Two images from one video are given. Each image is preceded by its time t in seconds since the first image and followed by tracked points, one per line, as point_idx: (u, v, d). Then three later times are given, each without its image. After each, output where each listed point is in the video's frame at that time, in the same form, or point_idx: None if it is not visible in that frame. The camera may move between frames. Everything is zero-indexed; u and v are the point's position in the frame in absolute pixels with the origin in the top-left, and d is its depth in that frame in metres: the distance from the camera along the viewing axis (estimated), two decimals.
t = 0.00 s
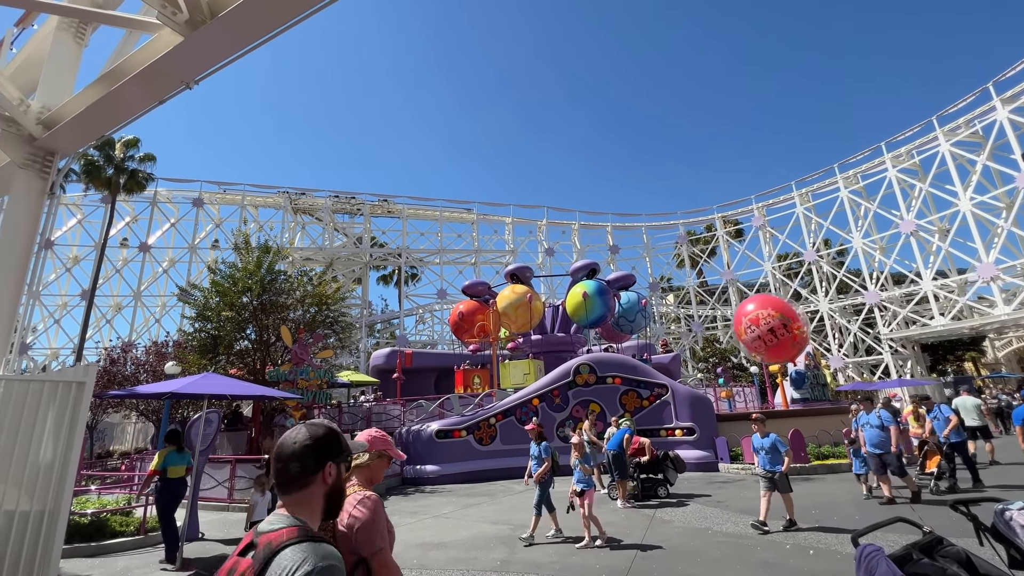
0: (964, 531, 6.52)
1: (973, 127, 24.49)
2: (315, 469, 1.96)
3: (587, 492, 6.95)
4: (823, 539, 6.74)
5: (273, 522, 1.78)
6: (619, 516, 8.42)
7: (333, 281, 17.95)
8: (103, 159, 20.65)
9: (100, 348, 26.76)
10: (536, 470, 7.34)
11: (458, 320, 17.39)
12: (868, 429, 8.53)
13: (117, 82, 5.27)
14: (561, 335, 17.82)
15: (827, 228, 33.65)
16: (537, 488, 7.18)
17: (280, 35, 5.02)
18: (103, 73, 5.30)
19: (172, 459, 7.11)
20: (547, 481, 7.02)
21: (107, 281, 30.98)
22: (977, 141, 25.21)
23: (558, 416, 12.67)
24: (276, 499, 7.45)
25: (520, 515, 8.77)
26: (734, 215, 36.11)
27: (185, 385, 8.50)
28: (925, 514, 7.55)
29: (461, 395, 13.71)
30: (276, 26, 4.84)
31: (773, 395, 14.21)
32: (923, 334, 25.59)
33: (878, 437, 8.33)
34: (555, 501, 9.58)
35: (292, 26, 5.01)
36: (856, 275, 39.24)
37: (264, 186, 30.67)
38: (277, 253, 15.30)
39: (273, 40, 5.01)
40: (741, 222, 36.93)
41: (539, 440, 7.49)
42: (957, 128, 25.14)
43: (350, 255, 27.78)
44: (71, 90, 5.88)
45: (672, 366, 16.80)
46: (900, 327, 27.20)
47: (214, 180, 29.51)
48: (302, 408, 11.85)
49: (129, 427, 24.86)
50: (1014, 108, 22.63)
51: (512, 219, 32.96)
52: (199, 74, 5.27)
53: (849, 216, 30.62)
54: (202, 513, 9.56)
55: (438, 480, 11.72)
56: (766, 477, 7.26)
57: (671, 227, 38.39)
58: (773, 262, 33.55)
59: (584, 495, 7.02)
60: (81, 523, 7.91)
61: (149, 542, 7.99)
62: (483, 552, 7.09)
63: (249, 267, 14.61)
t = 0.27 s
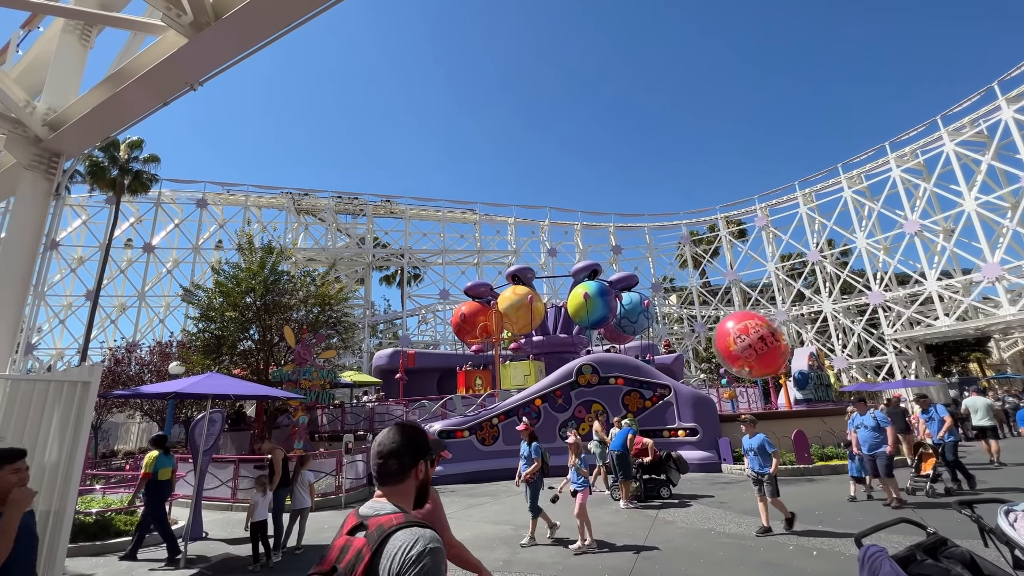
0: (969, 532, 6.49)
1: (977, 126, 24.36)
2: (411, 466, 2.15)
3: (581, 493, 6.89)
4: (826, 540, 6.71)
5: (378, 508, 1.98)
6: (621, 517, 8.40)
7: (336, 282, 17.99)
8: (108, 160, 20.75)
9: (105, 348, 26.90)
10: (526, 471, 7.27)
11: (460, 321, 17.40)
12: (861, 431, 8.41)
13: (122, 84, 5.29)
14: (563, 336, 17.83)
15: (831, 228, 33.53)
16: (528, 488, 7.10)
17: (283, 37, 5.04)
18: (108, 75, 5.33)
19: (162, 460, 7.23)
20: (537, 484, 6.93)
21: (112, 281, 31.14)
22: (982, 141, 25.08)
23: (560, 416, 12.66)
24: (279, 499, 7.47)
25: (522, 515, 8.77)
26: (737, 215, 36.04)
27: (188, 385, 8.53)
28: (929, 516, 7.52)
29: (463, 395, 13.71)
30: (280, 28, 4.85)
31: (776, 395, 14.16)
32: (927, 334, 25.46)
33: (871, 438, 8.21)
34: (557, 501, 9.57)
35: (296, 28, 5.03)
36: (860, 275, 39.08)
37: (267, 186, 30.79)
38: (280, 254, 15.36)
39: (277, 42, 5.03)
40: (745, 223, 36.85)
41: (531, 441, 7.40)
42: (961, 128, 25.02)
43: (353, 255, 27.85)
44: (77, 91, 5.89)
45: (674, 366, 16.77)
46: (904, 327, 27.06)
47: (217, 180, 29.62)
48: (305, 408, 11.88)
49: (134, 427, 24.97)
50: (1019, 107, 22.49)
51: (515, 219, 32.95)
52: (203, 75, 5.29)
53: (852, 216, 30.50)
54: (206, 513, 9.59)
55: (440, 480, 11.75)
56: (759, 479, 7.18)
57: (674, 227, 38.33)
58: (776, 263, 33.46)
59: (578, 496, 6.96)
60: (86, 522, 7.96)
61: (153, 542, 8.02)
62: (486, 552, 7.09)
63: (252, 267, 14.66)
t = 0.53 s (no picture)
0: (969, 533, 6.48)
1: (980, 126, 24.29)
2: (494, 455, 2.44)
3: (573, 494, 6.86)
4: (827, 540, 6.71)
5: (468, 490, 2.26)
6: (622, 517, 8.40)
7: (337, 281, 18.00)
8: (110, 159, 20.78)
9: (107, 347, 26.97)
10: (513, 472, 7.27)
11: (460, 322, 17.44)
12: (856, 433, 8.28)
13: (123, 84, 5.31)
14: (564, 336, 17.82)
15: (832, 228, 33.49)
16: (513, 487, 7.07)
17: (284, 38, 5.06)
18: (110, 75, 5.34)
19: (146, 456, 7.40)
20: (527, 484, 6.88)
21: (114, 281, 31.20)
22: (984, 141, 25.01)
23: (561, 416, 12.67)
24: (280, 498, 7.48)
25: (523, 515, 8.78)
26: (738, 216, 36.02)
27: (190, 384, 8.55)
28: (929, 517, 7.49)
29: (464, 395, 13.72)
30: (281, 28, 4.87)
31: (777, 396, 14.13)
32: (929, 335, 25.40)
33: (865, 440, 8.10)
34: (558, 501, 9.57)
35: (298, 28, 5.04)
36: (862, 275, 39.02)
37: (268, 186, 30.82)
38: (282, 254, 15.39)
39: (278, 42, 5.04)
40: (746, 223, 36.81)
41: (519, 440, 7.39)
42: (964, 128, 24.95)
43: (354, 255, 27.89)
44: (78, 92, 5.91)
45: (675, 367, 16.75)
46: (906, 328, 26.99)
47: (219, 180, 29.65)
48: (306, 408, 11.89)
49: (135, 426, 25.02)
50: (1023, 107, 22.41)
51: (516, 219, 32.94)
52: (205, 75, 5.30)
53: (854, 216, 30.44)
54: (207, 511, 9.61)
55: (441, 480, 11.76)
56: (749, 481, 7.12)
57: (675, 227, 38.32)
58: (778, 263, 33.41)
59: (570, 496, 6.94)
60: (87, 520, 7.98)
61: (153, 540, 8.04)
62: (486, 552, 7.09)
63: (254, 266, 14.67)
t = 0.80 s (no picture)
0: (967, 533, 6.49)
1: (980, 127, 24.28)
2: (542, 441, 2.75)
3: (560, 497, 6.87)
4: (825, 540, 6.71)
5: (520, 473, 2.58)
6: (621, 517, 8.40)
7: (338, 280, 18.01)
8: (111, 158, 20.77)
9: (107, 345, 26.97)
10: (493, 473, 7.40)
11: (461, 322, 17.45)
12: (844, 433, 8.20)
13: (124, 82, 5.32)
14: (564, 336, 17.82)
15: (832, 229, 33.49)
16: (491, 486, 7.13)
17: (285, 38, 5.07)
18: (111, 73, 5.35)
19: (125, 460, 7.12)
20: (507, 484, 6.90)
21: (114, 279, 31.21)
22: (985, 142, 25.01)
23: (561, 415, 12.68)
24: (280, 496, 7.49)
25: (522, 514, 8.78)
26: (738, 216, 36.03)
27: (190, 382, 8.55)
28: (927, 517, 7.49)
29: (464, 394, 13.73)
30: (281, 28, 4.89)
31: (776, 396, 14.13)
32: (929, 335, 25.41)
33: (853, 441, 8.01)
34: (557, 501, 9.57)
35: (299, 28, 5.06)
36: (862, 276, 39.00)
37: (269, 185, 30.81)
38: (282, 252, 15.40)
39: (279, 41, 5.05)
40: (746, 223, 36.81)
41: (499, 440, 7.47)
42: (964, 129, 24.93)
43: (354, 254, 27.92)
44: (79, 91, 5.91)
45: (675, 367, 16.75)
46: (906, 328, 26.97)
47: (219, 179, 29.63)
48: (305, 407, 11.88)
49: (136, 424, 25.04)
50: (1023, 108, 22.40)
51: (516, 219, 32.93)
52: (205, 74, 5.30)
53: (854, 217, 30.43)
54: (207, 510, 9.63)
55: (441, 479, 11.78)
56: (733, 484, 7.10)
57: (676, 228, 38.32)
58: (778, 263, 33.38)
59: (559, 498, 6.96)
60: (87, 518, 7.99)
61: (153, 538, 8.05)
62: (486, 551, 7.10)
63: (254, 265, 14.67)
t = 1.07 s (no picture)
0: (964, 534, 6.50)
1: (979, 129, 24.33)
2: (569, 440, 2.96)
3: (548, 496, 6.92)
4: (823, 540, 6.72)
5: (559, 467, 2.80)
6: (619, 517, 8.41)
7: (337, 280, 18.01)
8: (109, 156, 20.72)
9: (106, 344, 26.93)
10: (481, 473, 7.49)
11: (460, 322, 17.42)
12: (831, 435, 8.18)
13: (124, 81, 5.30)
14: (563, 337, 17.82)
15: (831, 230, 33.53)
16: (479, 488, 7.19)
17: (285, 38, 5.06)
18: (110, 72, 5.33)
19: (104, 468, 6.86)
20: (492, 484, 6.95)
21: (113, 278, 31.17)
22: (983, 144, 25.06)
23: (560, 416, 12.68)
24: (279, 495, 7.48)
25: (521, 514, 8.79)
26: (737, 217, 36.07)
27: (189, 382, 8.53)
28: (925, 518, 7.50)
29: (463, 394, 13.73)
30: (283, 28, 4.89)
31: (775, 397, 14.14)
32: (927, 337, 25.44)
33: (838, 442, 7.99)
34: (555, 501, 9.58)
35: (301, 27, 5.05)
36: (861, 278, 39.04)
37: (268, 185, 30.79)
38: (281, 252, 15.39)
39: (280, 41, 5.04)
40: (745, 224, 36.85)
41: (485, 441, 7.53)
42: (963, 131, 24.99)
43: (353, 254, 27.94)
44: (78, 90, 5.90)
45: (674, 368, 16.76)
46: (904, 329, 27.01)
47: (218, 178, 29.61)
48: (304, 406, 11.86)
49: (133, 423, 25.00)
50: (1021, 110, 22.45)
51: (516, 219, 32.94)
52: (206, 73, 5.29)
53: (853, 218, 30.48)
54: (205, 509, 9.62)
55: (439, 479, 11.78)
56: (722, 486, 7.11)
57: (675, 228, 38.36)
58: (777, 264, 33.41)
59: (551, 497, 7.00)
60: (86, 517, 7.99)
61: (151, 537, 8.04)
62: (485, 550, 7.10)
63: (253, 264, 14.66)
